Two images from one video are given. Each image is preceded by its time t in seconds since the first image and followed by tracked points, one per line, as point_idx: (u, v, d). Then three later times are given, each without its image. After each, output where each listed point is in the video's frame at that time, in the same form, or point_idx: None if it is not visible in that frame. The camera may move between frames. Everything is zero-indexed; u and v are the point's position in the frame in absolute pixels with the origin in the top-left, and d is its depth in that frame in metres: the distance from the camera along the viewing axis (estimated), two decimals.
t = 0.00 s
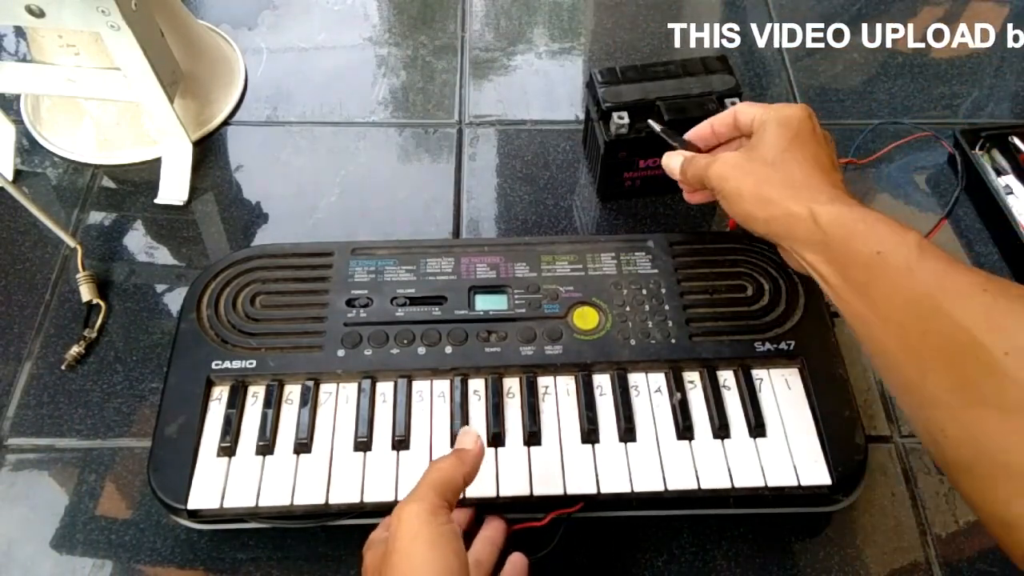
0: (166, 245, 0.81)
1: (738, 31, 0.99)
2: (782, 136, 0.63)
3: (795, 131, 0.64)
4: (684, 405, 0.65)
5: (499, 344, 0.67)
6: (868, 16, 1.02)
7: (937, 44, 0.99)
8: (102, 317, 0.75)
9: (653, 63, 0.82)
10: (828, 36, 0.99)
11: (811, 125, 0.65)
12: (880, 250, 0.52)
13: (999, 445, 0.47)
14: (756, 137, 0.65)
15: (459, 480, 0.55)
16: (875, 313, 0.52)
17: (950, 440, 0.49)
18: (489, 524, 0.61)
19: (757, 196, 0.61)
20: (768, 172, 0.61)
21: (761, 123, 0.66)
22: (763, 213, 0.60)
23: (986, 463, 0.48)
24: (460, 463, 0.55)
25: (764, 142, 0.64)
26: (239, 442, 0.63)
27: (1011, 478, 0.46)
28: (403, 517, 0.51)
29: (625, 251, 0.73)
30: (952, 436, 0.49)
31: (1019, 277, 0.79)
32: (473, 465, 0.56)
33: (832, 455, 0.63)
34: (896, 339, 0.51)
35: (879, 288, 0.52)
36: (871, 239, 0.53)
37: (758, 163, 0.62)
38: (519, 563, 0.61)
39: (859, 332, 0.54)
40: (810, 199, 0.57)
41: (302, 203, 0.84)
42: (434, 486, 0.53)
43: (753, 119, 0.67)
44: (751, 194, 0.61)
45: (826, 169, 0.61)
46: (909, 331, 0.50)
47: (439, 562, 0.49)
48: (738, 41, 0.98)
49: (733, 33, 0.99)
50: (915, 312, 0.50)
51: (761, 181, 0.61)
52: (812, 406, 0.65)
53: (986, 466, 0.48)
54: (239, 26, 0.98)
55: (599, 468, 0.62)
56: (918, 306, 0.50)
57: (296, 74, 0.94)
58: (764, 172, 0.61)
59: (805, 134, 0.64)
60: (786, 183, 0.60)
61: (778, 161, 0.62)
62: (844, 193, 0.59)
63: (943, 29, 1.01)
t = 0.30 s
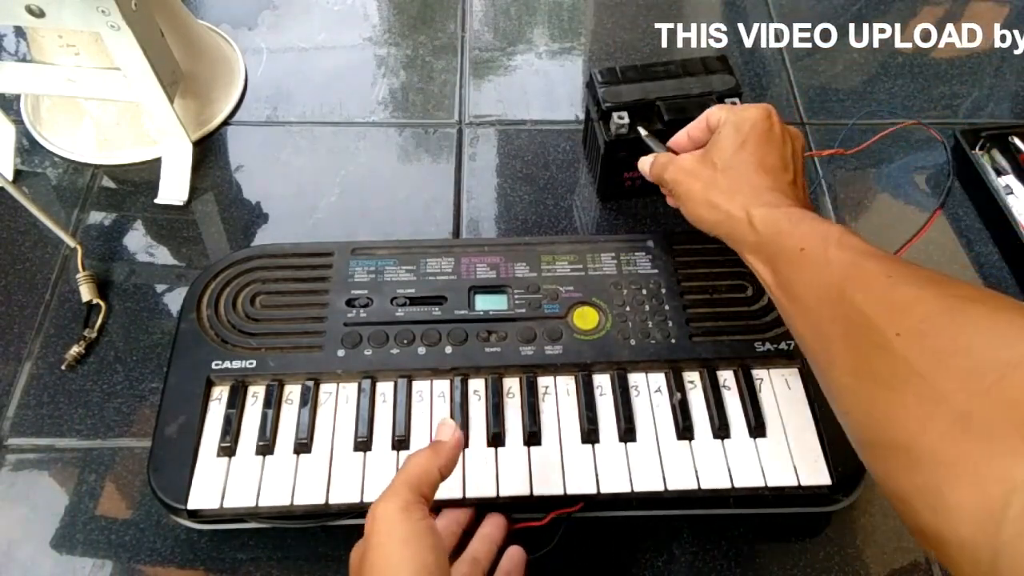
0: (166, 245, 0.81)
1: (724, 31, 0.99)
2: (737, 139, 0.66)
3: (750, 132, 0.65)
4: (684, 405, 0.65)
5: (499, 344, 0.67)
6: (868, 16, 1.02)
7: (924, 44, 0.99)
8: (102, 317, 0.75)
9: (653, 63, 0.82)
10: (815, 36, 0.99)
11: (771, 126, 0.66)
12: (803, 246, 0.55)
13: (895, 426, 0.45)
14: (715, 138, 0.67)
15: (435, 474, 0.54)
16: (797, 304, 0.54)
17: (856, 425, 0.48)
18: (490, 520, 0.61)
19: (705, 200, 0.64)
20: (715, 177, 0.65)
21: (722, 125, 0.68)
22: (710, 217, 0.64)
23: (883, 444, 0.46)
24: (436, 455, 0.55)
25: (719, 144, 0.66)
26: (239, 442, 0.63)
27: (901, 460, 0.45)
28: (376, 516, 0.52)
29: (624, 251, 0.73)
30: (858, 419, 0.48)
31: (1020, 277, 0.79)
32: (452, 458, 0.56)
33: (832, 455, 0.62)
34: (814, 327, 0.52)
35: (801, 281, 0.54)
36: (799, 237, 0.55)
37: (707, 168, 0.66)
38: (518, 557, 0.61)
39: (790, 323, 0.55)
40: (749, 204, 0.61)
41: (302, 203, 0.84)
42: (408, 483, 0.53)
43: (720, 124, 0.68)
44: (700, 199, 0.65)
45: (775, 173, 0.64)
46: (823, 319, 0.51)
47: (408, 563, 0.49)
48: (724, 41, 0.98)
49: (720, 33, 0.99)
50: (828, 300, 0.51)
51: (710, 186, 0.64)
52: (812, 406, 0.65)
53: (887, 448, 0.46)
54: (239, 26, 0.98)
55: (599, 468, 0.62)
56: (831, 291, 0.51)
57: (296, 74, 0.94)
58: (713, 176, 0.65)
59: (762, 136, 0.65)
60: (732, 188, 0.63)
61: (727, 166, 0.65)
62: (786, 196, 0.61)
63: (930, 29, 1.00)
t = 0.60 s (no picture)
0: (166, 245, 0.81)
1: (712, 31, 0.99)
2: (721, 142, 0.67)
3: (734, 135, 0.67)
4: (684, 405, 0.65)
5: (499, 344, 0.67)
6: (868, 16, 1.02)
7: (912, 44, 0.99)
8: (102, 317, 0.75)
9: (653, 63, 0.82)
10: (802, 36, 0.99)
11: (757, 129, 0.68)
12: (780, 248, 0.56)
13: (861, 421, 0.45)
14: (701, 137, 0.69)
15: (440, 471, 0.54)
16: (771, 303, 0.55)
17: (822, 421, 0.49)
18: (495, 519, 0.61)
19: (688, 201, 0.67)
20: (698, 180, 0.67)
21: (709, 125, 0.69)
22: (691, 216, 0.67)
23: (848, 438, 0.46)
24: (442, 452, 0.55)
25: (704, 144, 0.68)
26: (239, 442, 0.63)
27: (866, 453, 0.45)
28: (382, 515, 0.52)
29: (624, 251, 0.73)
30: (823, 414, 0.48)
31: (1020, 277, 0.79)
32: (459, 455, 0.56)
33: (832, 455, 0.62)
34: (786, 325, 0.53)
35: (775, 281, 0.55)
36: (777, 241, 0.57)
37: (690, 171, 0.68)
38: (524, 555, 0.61)
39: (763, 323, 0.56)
40: (731, 209, 0.63)
41: (302, 203, 0.84)
42: (414, 481, 0.53)
43: (706, 124, 0.69)
44: (683, 200, 0.68)
45: (755, 178, 0.66)
46: (794, 317, 0.52)
47: (413, 563, 0.49)
48: (711, 41, 0.98)
49: (707, 33, 0.99)
50: (801, 299, 0.52)
51: (693, 189, 0.67)
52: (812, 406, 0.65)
53: (851, 443, 0.46)
54: (239, 26, 0.98)
55: (599, 467, 0.62)
56: (804, 291, 0.52)
57: (296, 73, 0.94)
58: (697, 179, 0.67)
59: (746, 139, 0.67)
60: (714, 192, 0.66)
61: (709, 170, 0.67)
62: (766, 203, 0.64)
63: (917, 29, 1.00)
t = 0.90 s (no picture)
0: (166, 245, 0.81)
1: (699, 31, 0.99)
2: (713, 150, 0.68)
3: (727, 143, 0.68)
4: (684, 405, 0.65)
5: (499, 344, 0.67)
6: (868, 15, 1.02)
7: (898, 44, 0.99)
8: (102, 317, 0.75)
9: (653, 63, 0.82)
10: (790, 36, 0.99)
11: (749, 136, 0.69)
12: (767, 256, 0.56)
13: (843, 427, 0.45)
14: (695, 142, 0.69)
15: (439, 470, 0.54)
16: (756, 311, 0.55)
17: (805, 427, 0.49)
18: (495, 520, 0.61)
19: (677, 206, 0.68)
20: (688, 186, 0.68)
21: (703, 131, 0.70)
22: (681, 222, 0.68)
23: (830, 443, 0.46)
24: (441, 451, 0.55)
25: (697, 150, 0.69)
26: (239, 442, 0.63)
27: (848, 459, 0.45)
28: (381, 515, 0.52)
29: (624, 251, 0.73)
30: (806, 420, 0.48)
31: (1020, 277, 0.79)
32: (458, 454, 0.56)
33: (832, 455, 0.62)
34: (770, 332, 0.53)
35: (761, 289, 0.55)
36: (764, 249, 0.57)
37: (680, 177, 0.68)
38: (525, 556, 0.61)
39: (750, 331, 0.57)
40: (719, 217, 0.64)
41: (302, 203, 0.84)
42: (412, 481, 0.53)
43: (700, 130, 0.70)
44: (673, 206, 0.68)
45: (744, 186, 0.67)
46: (779, 324, 0.52)
47: (413, 562, 0.49)
48: (698, 41, 0.98)
49: (694, 34, 0.99)
50: (787, 307, 0.52)
51: (683, 196, 0.68)
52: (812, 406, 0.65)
53: (834, 449, 0.46)
54: (238, 26, 0.98)
55: (599, 467, 0.62)
56: (789, 298, 0.52)
57: (296, 73, 0.94)
58: (687, 186, 0.68)
59: (738, 147, 0.68)
60: (703, 199, 0.66)
61: (700, 176, 0.68)
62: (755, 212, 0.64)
63: (904, 29, 1.00)
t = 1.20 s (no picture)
0: (166, 245, 0.81)
1: (685, 31, 0.99)
2: (704, 151, 0.69)
3: (718, 146, 0.69)
4: (684, 405, 0.65)
5: (499, 344, 0.67)
6: (868, 15, 1.02)
7: (885, 44, 0.99)
8: (102, 317, 0.75)
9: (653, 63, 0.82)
10: (775, 36, 0.99)
11: (740, 138, 0.70)
12: (756, 256, 0.57)
13: (831, 426, 0.45)
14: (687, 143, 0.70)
15: (438, 470, 0.54)
16: (745, 311, 0.55)
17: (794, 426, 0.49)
18: (495, 520, 0.61)
19: (669, 208, 0.68)
20: (679, 188, 0.68)
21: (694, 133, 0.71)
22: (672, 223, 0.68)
23: (819, 442, 0.46)
24: (440, 451, 0.55)
25: (688, 151, 0.69)
26: (239, 442, 0.63)
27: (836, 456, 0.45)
28: (380, 515, 0.52)
29: (624, 251, 0.73)
30: (796, 419, 0.48)
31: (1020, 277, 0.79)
32: (457, 454, 0.56)
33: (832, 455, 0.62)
34: (760, 332, 0.53)
35: (750, 289, 0.55)
36: (753, 250, 0.57)
37: (670, 179, 0.69)
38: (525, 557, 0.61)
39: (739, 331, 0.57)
40: (709, 219, 0.64)
41: (302, 203, 0.84)
42: (412, 481, 0.53)
43: (691, 132, 0.71)
44: (664, 208, 0.69)
45: (732, 188, 0.67)
46: (768, 324, 0.52)
47: (412, 563, 0.49)
48: (684, 41, 0.98)
49: (681, 33, 0.99)
50: (776, 307, 0.52)
51: (673, 197, 0.68)
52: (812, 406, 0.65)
53: (822, 448, 0.46)
54: (239, 26, 0.98)
55: (599, 467, 0.62)
56: (779, 298, 0.52)
57: (296, 73, 0.94)
58: (678, 188, 0.68)
59: (728, 150, 0.69)
60: (694, 200, 0.67)
61: (691, 177, 0.68)
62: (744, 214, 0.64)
63: (893, 30, 1.00)
